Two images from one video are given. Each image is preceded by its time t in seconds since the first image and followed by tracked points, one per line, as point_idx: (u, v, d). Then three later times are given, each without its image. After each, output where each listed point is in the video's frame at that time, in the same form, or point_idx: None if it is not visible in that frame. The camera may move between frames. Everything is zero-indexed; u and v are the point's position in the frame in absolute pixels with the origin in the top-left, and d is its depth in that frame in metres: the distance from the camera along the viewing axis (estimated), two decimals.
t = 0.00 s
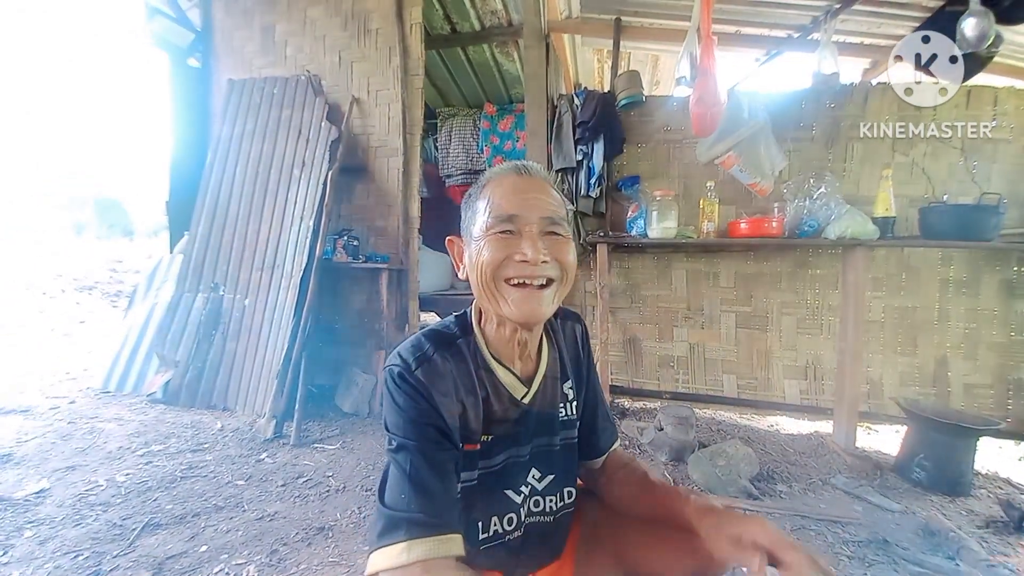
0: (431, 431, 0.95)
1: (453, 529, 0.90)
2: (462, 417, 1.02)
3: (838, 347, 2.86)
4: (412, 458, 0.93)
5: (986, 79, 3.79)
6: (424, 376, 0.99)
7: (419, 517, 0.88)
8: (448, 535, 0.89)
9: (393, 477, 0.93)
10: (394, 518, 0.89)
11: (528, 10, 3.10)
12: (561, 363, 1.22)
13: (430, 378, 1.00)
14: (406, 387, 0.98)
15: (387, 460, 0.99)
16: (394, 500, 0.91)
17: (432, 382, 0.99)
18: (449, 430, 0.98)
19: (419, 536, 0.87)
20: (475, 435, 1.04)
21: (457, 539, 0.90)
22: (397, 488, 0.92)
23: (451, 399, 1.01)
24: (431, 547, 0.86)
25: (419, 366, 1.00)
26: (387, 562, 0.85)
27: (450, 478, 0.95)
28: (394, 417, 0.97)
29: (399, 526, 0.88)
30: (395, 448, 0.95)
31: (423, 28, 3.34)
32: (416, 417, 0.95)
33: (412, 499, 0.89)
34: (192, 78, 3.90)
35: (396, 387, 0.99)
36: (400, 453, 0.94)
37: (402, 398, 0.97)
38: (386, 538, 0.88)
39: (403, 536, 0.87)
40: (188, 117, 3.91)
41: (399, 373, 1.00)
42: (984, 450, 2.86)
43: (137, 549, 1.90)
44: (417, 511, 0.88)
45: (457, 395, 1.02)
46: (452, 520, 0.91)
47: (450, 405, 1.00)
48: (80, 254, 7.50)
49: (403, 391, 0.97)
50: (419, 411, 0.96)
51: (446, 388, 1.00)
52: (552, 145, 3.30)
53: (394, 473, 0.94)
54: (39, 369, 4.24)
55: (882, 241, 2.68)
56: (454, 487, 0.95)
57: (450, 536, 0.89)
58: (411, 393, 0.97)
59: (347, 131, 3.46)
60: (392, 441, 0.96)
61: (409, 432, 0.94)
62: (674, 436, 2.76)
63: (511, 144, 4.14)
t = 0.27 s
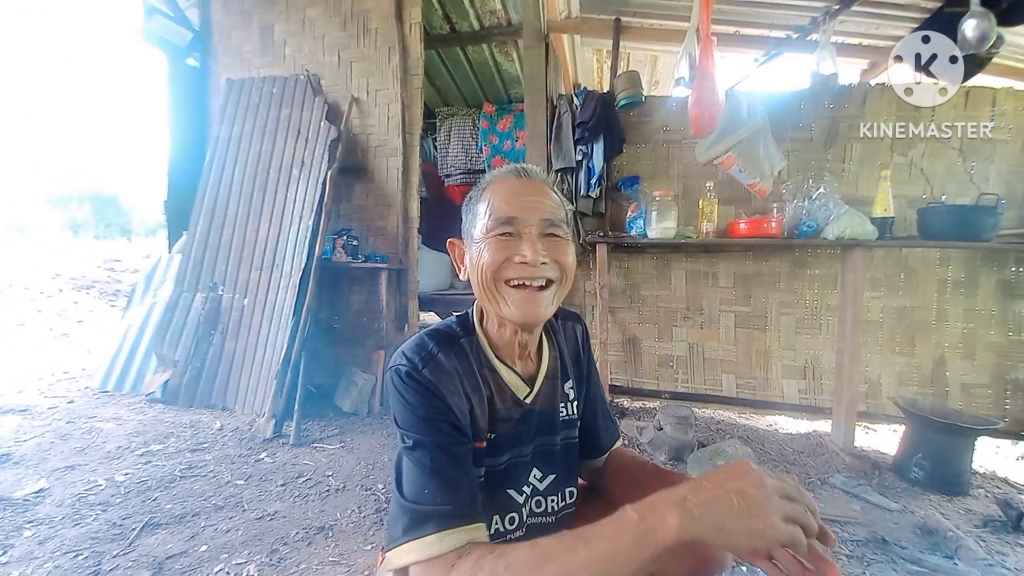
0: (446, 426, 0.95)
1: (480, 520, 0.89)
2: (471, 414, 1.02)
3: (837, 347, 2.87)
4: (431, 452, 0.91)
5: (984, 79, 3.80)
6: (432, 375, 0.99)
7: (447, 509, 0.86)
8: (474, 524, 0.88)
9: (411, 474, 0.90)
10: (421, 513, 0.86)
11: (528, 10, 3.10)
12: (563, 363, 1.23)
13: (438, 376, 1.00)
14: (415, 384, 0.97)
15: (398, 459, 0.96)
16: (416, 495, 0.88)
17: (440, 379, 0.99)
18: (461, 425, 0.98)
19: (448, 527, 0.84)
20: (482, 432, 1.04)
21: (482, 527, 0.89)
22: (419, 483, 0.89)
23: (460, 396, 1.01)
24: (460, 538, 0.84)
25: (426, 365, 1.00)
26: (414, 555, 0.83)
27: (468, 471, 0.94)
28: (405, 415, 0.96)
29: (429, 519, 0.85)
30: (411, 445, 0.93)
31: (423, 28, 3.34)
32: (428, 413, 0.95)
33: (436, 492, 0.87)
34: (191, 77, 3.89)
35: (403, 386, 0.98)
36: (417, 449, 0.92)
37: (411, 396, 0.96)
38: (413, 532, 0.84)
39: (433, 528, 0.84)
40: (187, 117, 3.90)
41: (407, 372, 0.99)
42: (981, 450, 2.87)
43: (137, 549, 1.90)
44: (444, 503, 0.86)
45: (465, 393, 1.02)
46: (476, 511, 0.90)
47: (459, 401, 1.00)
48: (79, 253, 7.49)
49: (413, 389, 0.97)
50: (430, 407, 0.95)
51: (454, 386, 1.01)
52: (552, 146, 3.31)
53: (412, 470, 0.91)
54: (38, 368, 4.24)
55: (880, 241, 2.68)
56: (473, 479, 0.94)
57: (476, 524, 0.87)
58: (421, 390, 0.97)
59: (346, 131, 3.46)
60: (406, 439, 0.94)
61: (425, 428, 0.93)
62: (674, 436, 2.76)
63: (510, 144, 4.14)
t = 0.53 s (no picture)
0: (453, 425, 0.95)
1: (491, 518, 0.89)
2: (475, 412, 1.02)
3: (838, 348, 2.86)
4: (442, 451, 0.91)
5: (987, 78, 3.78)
6: (436, 373, 0.99)
7: (461, 507, 0.86)
8: (486, 523, 0.88)
9: (420, 474, 0.90)
10: (438, 512, 0.85)
11: (528, 9, 3.10)
12: (560, 361, 1.22)
13: (441, 375, 0.99)
14: (419, 384, 0.97)
15: (404, 460, 0.95)
16: (428, 495, 0.88)
17: (443, 378, 0.99)
18: (466, 423, 0.98)
19: (464, 526, 0.84)
20: (485, 430, 1.04)
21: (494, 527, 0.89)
22: (430, 482, 0.88)
23: (463, 394, 1.00)
24: (474, 539, 0.85)
25: (429, 364, 1.00)
26: (429, 557, 0.83)
27: (476, 469, 0.94)
28: (411, 415, 0.95)
29: (446, 518, 0.85)
30: (420, 445, 0.92)
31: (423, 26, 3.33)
32: (435, 412, 0.94)
33: (449, 491, 0.87)
34: (191, 76, 3.89)
35: (407, 386, 0.98)
36: (428, 448, 0.91)
37: (417, 396, 0.96)
38: (427, 533, 0.84)
39: (449, 528, 0.84)
40: (187, 115, 3.90)
41: (410, 372, 0.99)
42: (983, 451, 2.86)
43: (136, 548, 1.90)
44: (458, 502, 0.86)
45: (468, 391, 1.02)
46: (488, 508, 0.90)
47: (463, 399, 1.00)
48: (80, 252, 7.50)
49: (417, 388, 0.96)
50: (436, 406, 0.95)
51: (457, 384, 1.00)
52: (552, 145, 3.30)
53: (421, 470, 0.91)
54: (39, 367, 4.25)
55: (881, 241, 2.67)
56: (482, 477, 0.94)
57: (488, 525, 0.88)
58: (425, 390, 0.96)
59: (347, 130, 3.45)
60: (413, 439, 0.94)
61: (433, 428, 0.93)
62: (674, 436, 2.75)
63: (510, 144, 4.13)
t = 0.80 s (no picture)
0: (459, 426, 0.96)
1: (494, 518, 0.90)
2: (479, 413, 1.03)
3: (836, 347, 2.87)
4: (448, 451, 0.92)
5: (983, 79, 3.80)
6: (442, 374, 1.00)
7: (465, 506, 0.87)
8: (490, 522, 0.89)
9: (425, 473, 0.91)
10: (443, 511, 0.86)
11: (527, 10, 3.11)
12: (560, 360, 1.23)
13: (447, 376, 1.01)
14: (426, 385, 0.98)
15: (410, 460, 0.96)
16: (433, 493, 0.89)
17: (449, 379, 1.00)
18: (471, 424, 0.99)
19: (468, 525, 0.85)
20: (488, 430, 1.05)
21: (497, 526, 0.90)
22: (435, 480, 0.89)
23: (468, 395, 1.02)
24: (478, 538, 0.85)
25: (435, 365, 1.01)
26: (434, 554, 0.84)
27: (480, 470, 0.95)
28: (416, 414, 0.97)
29: (451, 517, 0.86)
30: (427, 445, 0.93)
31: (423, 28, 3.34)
32: (440, 413, 0.96)
33: (453, 490, 0.88)
34: (191, 78, 3.90)
35: (413, 386, 0.99)
36: (434, 448, 0.92)
37: (424, 397, 0.97)
38: (431, 530, 0.85)
39: (454, 528, 0.85)
40: (187, 117, 3.91)
41: (417, 373, 1.00)
42: (980, 450, 2.87)
43: (137, 549, 1.91)
44: (462, 501, 0.87)
45: (473, 392, 1.03)
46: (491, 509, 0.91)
47: (468, 401, 1.01)
48: (80, 253, 7.51)
49: (423, 389, 0.98)
50: (442, 407, 0.97)
51: (462, 385, 1.02)
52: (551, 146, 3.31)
53: (426, 469, 0.92)
54: (39, 368, 4.25)
55: (879, 242, 2.69)
56: (486, 478, 0.95)
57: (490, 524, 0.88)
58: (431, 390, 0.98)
59: (346, 131, 3.46)
60: (418, 439, 0.95)
61: (438, 428, 0.94)
62: (673, 436, 2.77)
63: (509, 145, 4.13)
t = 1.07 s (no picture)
0: (464, 425, 0.96)
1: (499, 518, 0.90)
2: (484, 413, 1.03)
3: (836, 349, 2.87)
4: (454, 450, 0.93)
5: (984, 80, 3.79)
6: (448, 374, 1.00)
7: (471, 504, 0.87)
8: (493, 519, 0.89)
9: (431, 472, 0.91)
10: (448, 507, 0.87)
11: (528, 13, 3.11)
12: (562, 361, 1.24)
13: (454, 376, 1.01)
14: (433, 385, 0.98)
15: (416, 459, 0.96)
16: (439, 492, 0.89)
17: (455, 379, 1.01)
18: (476, 425, 0.99)
19: (472, 522, 0.86)
20: (493, 430, 1.06)
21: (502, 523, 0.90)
22: (441, 479, 0.90)
23: (473, 396, 1.02)
24: (484, 534, 0.86)
25: (441, 365, 1.01)
26: (440, 548, 0.85)
27: (485, 469, 0.95)
28: (423, 414, 0.97)
29: (456, 513, 0.86)
30: (432, 444, 0.93)
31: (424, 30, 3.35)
32: (447, 413, 0.96)
33: (459, 489, 0.88)
34: (193, 80, 3.91)
35: (420, 386, 0.99)
36: (440, 447, 0.93)
37: (430, 397, 0.97)
38: (438, 526, 0.85)
39: (458, 524, 0.85)
40: (189, 119, 3.92)
41: (423, 373, 1.00)
42: (982, 453, 2.87)
43: (138, 550, 1.91)
44: (468, 499, 0.87)
45: (478, 393, 1.03)
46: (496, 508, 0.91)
47: (473, 401, 1.01)
48: (82, 254, 7.54)
49: (430, 389, 0.98)
50: (448, 406, 0.97)
51: (468, 386, 1.02)
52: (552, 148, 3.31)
53: (432, 468, 0.92)
54: (40, 369, 4.26)
55: (880, 244, 2.69)
56: (490, 478, 0.95)
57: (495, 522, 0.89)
58: (438, 390, 0.98)
59: (347, 133, 3.47)
60: (424, 438, 0.95)
61: (445, 427, 0.94)
62: (673, 438, 2.77)
63: (510, 146, 4.13)
